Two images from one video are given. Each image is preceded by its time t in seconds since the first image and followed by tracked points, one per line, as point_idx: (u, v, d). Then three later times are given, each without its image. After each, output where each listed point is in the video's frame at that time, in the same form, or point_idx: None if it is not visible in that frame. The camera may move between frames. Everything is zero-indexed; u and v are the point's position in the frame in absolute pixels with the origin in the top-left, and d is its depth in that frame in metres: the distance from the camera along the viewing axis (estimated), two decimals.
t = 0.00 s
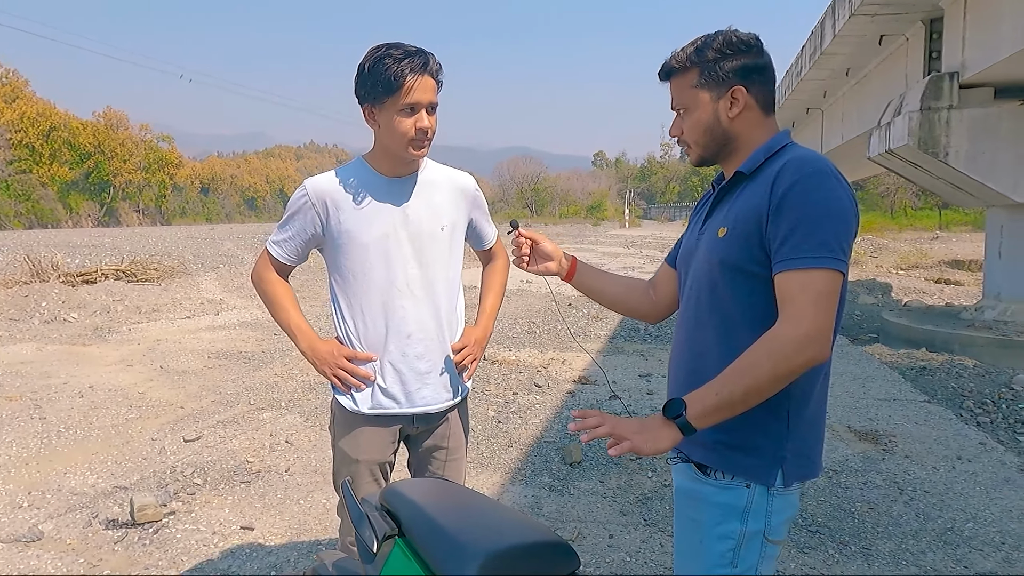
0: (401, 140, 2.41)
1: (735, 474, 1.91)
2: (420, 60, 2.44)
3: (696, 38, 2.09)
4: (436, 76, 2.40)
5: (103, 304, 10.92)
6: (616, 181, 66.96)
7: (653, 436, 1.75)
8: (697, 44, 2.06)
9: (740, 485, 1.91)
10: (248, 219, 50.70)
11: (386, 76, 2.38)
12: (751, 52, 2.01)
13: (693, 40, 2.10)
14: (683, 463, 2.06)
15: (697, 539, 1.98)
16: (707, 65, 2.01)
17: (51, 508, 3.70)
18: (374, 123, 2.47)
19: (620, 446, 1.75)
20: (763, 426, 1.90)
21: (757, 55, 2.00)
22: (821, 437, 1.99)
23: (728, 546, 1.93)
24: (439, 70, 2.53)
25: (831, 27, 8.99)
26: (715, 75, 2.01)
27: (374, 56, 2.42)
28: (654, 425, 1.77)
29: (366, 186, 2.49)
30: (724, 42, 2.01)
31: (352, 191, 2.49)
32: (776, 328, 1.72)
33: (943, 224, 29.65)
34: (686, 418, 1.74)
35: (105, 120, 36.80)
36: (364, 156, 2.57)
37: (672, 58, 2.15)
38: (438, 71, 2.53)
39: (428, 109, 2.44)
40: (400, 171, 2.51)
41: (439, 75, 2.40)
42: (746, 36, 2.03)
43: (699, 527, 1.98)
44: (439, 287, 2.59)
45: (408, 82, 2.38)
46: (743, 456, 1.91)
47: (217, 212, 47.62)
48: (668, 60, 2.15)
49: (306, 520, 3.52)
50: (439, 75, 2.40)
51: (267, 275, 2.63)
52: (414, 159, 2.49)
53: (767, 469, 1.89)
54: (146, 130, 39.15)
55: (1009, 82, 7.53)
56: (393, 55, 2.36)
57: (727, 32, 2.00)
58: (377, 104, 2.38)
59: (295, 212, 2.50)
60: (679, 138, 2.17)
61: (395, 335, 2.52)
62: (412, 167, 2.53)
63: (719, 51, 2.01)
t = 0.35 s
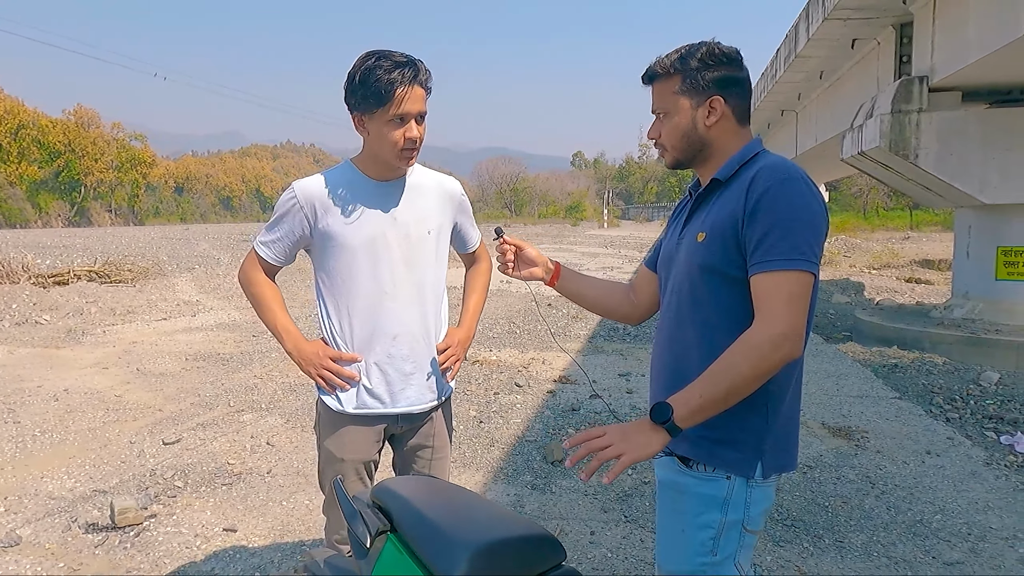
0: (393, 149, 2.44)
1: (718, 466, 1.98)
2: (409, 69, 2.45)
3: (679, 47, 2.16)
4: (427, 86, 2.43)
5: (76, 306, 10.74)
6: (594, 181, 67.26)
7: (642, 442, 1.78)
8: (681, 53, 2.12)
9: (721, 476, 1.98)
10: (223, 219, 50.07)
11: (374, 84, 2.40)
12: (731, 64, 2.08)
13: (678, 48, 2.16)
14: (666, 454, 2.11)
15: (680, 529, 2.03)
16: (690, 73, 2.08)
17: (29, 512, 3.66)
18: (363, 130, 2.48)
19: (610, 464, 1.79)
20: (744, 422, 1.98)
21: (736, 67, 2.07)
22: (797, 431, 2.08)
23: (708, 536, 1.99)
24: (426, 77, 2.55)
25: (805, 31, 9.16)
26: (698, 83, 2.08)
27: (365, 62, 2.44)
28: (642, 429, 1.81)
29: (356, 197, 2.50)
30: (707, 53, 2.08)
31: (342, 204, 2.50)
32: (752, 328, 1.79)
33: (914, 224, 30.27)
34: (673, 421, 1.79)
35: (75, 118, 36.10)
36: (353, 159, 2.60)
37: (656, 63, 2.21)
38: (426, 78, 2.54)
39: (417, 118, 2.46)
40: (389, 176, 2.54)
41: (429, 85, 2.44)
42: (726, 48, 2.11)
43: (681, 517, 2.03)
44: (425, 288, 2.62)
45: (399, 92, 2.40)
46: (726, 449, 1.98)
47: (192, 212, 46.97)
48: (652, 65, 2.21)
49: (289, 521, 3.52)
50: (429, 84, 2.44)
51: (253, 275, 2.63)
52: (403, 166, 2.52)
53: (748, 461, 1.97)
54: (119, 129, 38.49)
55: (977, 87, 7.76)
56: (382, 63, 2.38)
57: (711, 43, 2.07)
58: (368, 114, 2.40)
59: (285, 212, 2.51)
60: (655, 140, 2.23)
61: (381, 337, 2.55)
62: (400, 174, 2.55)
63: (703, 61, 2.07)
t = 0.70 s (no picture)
0: (399, 142, 2.49)
1: (717, 447, 2.07)
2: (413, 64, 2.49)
3: (676, 51, 2.22)
4: (431, 80, 2.47)
5: (65, 296, 10.69)
6: (584, 175, 67.32)
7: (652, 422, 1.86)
8: (677, 56, 2.20)
9: (719, 455, 2.07)
10: (211, 209, 49.72)
11: (380, 80, 2.45)
12: (726, 67, 2.16)
13: (673, 52, 2.23)
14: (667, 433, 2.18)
15: (674, 503, 2.10)
16: (685, 75, 2.15)
17: (28, 499, 3.70)
18: (370, 125, 2.53)
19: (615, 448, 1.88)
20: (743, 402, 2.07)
21: (732, 71, 2.15)
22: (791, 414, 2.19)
23: (701, 511, 2.07)
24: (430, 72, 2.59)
25: (796, 27, 9.25)
26: (693, 85, 2.15)
27: (370, 60, 2.49)
28: (650, 413, 1.88)
29: (362, 190, 2.56)
30: (702, 57, 2.16)
31: (346, 196, 2.56)
32: (752, 316, 1.87)
33: (900, 220, 30.58)
34: (681, 402, 1.86)
35: (60, 106, 35.68)
36: (358, 153, 2.64)
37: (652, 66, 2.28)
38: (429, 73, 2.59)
39: (423, 112, 2.51)
40: (394, 170, 2.58)
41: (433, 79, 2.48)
42: (721, 52, 2.18)
43: (677, 492, 2.10)
44: (429, 278, 2.68)
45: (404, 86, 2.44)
46: (729, 429, 2.07)
47: (179, 202, 46.59)
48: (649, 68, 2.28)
49: (287, 508, 3.59)
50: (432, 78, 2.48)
51: (261, 265, 2.69)
52: (409, 158, 2.57)
53: (748, 442, 2.07)
54: (104, 117, 38.08)
55: (964, 85, 7.89)
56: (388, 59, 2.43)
57: (706, 46, 2.14)
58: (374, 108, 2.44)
59: (292, 204, 2.57)
60: (652, 140, 2.29)
61: (386, 325, 2.61)
62: (406, 166, 2.61)
63: (698, 64, 2.15)
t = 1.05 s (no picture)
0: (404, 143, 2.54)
1: (706, 443, 2.14)
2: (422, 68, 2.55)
3: (666, 52, 2.28)
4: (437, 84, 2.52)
5: (59, 295, 10.68)
6: (578, 174, 67.43)
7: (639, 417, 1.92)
8: (669, 57, 2.25)
9: (711, 451, 2.14)
10: (203, 208, 49.55)
11: (387, 82, 2.51)
12: (714, 69, 2.22)
13: (666, 53, 2.29)
14: (658, 435, 2.25)
15: (673, 503, 2.18)
16: (676, 75, 2.21)
17: (30, 495, 3.75)
18: (377, 126, 2.58)
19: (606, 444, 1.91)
20: (726, 397, 2.14)
21: (719, 74, 2.21)
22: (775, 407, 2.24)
23: (701, 507, 2.14)
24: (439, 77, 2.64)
25: (789, 28, 9.34)
26: (683, 86, 2.22)
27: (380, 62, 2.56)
28: (638, 409, 1.94)
29: (368, 187, 2.62)
30: (692, 59, 2.22)
31: (354, 193, 2.62)
32: (735, 312, 1.94)
33: (892, 220, 30.81)
34: (666, 394, 1.91)
35: (51, 104, 35.47)
36: (365, 154, 2.71)
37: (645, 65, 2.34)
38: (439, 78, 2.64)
39: (428, 115, 2.57)
40: (399, 171, 2.64)
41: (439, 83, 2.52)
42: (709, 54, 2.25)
43: (675, 492, 2.18)
44: (433, 275, 2.74)
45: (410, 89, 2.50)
46: (710, 424, 2.14)
47: (171, 200, 46.38)
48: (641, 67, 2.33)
49: (288, 504, 3.64)
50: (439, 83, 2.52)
51: (272, 263, 2.75)
52: (414, 160, 2.62)
53: (734, 435, 2.13)
54: (96, 116, 37.88)
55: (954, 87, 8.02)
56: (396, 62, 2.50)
57: (697, 49, 2.20)
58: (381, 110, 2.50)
59: (303, 204, 2.62)
60: (641, 136, 2.36)
61: (393, 322, 2.67)
62: (411, 168, 2.66)
63: (688, 65, 2.21)
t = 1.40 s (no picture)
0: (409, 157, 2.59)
1: (677, 449, 2.20)
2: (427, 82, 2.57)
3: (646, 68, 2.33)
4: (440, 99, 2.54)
5: (51, 303, 10.65)
6: (572, 182, 67.65)
7: (602, 426, 1.97)
8: (645, 77, 2.30)
9: (683, 457, 2.19)
10: (196, 216, 49.42)
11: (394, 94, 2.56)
12: (696, 78, 2.27)
13: (640, 74, 2.34)
14: (635, 442, 2.33)
15: (650, 508, 2.25)
16: (657, 92, 2.25)
17: (26, 503, 3.76)
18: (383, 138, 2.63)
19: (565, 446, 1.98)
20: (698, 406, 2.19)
21: (701, 82, 2.27)
22: (750, 415, 2.28)
23: (676, 511, 2.20)
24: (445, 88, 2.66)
25: (780, 38, 9.45)
26: (669, 102, 2.27)
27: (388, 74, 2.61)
28: (601, 416, 1.99)
29: (373, 198, 2.67)
30: (672, 72, 2.26)
31: (360, 204, 2.67)
32: (704, 324, 1.99)
33: (883, 228, 31.05)
34: (627, 405, 1.96)
35: (43, 111, 35.35)
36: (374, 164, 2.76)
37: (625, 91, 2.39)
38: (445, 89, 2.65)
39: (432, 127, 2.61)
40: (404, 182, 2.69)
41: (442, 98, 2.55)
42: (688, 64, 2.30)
43: (651, 497, 2.25)
44: (437, 284, 2.78)
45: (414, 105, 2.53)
46: (679, 431, 2.20)
47: (164, 207, 46.23)
48: (622, 93, 2.38)
49: (284, 510, 3.66)
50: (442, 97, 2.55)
51: (281, 271, 2.81)
52: (419, 172, 2.66)
53: (704, 442, 2.18)
54: (88, 123, 37.77)
55: (943, 98, 8.15)
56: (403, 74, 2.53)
57: (673, 63, 2.25)
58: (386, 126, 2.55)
59: (312, 214, 2.69)
60: (639, 159, 2.41)
61: (397, 329, 2.71)
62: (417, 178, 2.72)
63: (670, 80, 2.25)
